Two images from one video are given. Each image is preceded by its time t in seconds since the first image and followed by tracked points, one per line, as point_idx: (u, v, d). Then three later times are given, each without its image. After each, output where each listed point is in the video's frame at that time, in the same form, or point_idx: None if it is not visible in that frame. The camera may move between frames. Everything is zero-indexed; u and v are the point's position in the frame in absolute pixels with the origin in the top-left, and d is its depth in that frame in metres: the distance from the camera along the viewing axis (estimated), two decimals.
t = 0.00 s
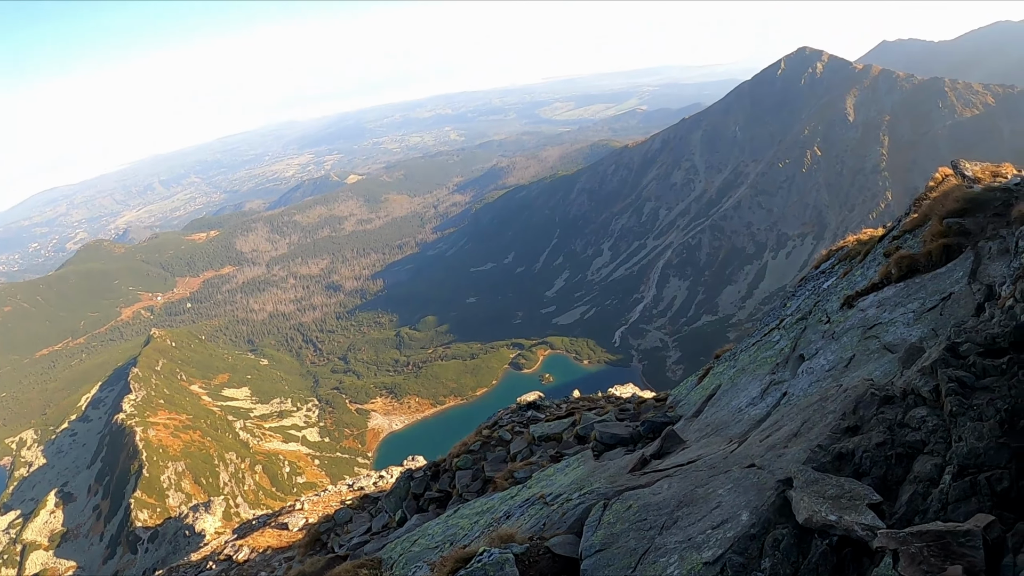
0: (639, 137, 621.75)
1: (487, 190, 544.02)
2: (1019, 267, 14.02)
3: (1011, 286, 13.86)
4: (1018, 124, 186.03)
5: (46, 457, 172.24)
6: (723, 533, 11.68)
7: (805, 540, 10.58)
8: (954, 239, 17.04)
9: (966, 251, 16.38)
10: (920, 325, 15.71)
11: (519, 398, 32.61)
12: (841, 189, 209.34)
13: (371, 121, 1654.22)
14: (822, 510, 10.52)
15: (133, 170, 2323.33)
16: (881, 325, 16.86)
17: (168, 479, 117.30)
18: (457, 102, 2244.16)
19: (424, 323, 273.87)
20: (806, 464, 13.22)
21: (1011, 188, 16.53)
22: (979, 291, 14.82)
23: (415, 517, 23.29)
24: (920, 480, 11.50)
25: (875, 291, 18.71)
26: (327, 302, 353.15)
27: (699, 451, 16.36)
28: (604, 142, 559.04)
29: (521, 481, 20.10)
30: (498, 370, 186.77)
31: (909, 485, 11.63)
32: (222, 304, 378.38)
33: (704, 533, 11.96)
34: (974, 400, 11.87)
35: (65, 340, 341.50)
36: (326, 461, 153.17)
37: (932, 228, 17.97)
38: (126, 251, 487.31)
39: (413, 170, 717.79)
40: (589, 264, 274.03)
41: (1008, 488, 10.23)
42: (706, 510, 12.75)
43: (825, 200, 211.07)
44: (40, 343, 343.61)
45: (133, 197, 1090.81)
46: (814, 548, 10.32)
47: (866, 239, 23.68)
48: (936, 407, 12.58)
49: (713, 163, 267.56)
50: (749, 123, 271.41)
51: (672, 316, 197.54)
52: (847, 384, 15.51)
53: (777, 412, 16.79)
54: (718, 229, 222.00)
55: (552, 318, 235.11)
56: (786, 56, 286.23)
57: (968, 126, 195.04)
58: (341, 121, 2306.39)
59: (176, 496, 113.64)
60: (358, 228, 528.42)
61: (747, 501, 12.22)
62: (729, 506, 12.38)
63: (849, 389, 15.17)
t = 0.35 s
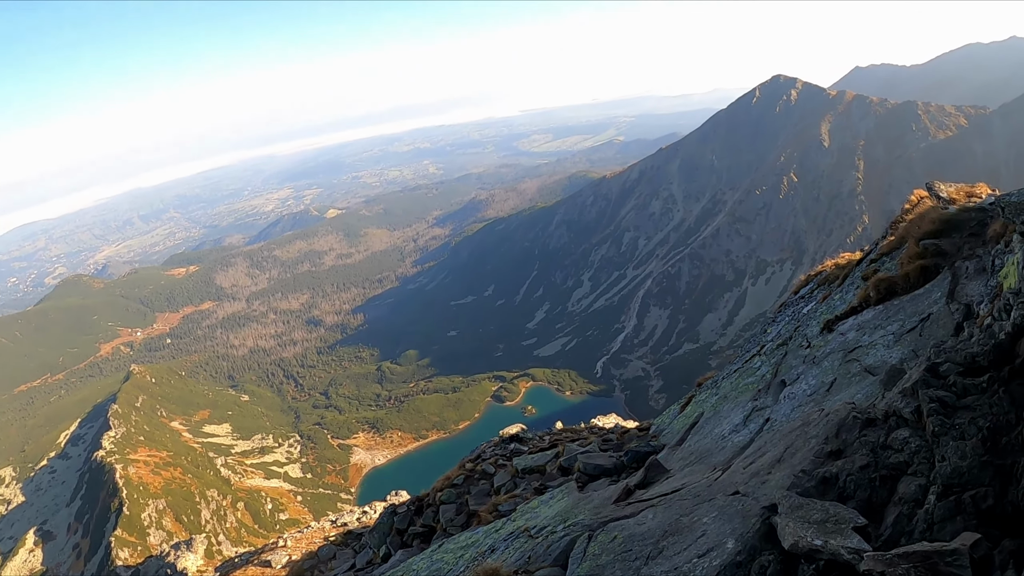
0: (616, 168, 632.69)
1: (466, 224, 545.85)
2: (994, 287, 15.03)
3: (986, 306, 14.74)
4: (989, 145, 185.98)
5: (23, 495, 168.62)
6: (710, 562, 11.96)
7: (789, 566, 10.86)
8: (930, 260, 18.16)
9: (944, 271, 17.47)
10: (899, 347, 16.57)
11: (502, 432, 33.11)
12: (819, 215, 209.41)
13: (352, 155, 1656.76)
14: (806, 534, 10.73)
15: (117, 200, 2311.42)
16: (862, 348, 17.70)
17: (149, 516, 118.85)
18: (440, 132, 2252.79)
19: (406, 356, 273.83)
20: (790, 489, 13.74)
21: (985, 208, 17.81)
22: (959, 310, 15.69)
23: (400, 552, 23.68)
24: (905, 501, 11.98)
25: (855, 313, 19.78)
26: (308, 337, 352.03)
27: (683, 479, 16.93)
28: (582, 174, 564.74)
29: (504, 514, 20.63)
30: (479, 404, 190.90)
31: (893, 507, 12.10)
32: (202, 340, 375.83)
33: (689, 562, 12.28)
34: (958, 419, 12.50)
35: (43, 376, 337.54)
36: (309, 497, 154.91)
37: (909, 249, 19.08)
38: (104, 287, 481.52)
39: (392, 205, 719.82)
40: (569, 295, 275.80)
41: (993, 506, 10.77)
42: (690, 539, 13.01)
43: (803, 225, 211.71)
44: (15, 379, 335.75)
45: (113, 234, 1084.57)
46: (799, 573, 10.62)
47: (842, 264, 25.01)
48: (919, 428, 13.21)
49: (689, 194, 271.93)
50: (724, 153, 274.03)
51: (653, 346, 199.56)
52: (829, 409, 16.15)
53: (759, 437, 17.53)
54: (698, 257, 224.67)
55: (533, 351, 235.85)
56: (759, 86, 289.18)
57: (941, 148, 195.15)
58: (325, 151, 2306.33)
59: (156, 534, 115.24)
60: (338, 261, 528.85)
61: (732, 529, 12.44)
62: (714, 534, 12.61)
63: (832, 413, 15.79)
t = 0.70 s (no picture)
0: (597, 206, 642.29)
1: (450, 264, 545.75)
2: (977, 313, 15.61)
3: (970, 332, 15.16)
4: (967, 169, 188.52)
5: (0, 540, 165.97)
6: None
7: None
8: (912, 289, 18.92)
9: (927, 299, 18.22)
10: (885, 377, 17.01)
11: (488, 473, 33.13)
12: (801, 247, 213.74)
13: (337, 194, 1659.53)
14: (797, 567, 10.76)
15: (103, 237, 2307.64)
16: (847, 380, 18.16)
17: (132, 560, 118.32)
18: (428, 177, 2247.64)
19: (390, 397, 272.42)
20: (780, 524, 13.86)
21: (965, 236, 18.70)
22: (942, 338, 16.24)
23: None
24: (895, 531, 12.09)
25: (839, 345, 20.44)
26: (292, 378, 349.88)
27: (672, 516, 17.20)
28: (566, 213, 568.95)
29: (493, 555, 20.74)
30: (465, 444, 189.43)
31: (885, 537, 12.23)
32: (185, 381, 372.58)
33: None
34: (944, 446, 12.80)
35: (24, 418, 332.60)
36: (294, 540, 153.74)
37: (890, 278, 20.03)
38: (86, 327, 478.38)
39: (376, 246, 720.31)
40: (553, 334, 276.05)
41: (986, 532, 10.95)
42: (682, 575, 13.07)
43: (786, 258, 215.42)
44: None
45: (96, 275, 1075.34)
46: None
47: (825, 297, 26.11)
48: (906, 457, 13.46)
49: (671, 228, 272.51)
50: (706, 188, 272.17)
51: (639, 383, 200.56)
52: (816, 441, 16.46)
53: (748, 471, 17.82)
54: (681, 293, 227.34)
55: (518, 391, 234.41)
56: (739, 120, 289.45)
57: (920, 177, 198.83)
58: (313, 191, 2311.11)
59: None
60: (322, 302, 527.83)
61: (723, 564, 12.50)
62: (705, 570, 12.68)
63: (818, 446, 16.10)
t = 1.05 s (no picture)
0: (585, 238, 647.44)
1: (436, 296, 546.94)
2: (965, 337, 15.91)
3: (958, 357, 15.45)
4: (951, 194, 191.28)
5: None
6: None
7: None
8: (900, 315, 19.54)
9: (915, 325, 18.70)
10: (875, 403, 17.22)
11: (479, 505, 33.00)
12: (787, 276, 213.56)
13: (327, 224, 1658.91)
14: None
15: (91, 269, 2300.24)
16: (837, 407, 18.38)
17: None
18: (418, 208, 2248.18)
19: (379, 430, 271.00)
20: (770, 552, 13.94)
21: (951, 262, 19.31)
22: (929, 364, 16.55)
23: None
24: (887, 558, 12.15)
25: (828, 372, 20.80)
26: (279, 411, 347.57)
27: (662, 549, 17.36)
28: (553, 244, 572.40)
29: None
30: (455, 476, 188.47)
31: (877, 567, 12.30)
32: (173, 414, 369.94)
33: None
34: (934, 470, 12.89)
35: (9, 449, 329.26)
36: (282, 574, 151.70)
37: (878, 305, 20.64)
38: (73, 358, 476.25)
39: (363, 277, 720.80)
40: (541, 365, 276.52)
41: (978, 555, 10.92)
42: None
43: (772, 286, 215.35)
44: None
45: (82, 306, 1066.96)
46: None
47: (814, 325, 26.93)
48: (897, 483, 13.49)
49: (659, 259, 275.04)
50: (693, 219, 274.62)
51: (628, 414, 201.27)
52: (806, 470, 16.55)
53: (737, 501, 18.00)
54: (669, 323, 229.47)
55: (507, 424, 235.06)
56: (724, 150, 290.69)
57: (905, 204, 201.00)
58: (304, 221, 2311.25)
59: None
60: (310, 334, 526.77)
61: None
62: None
63: (809, 474, 16.18)
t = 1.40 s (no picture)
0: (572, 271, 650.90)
1: (424, 330, 545.88)
2: (952, 362, 16.18)
3: (945, 382, 15.68)
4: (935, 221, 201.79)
5: None
6: None
7: None
8: (887, 342, 19.96)
9: (900, 352, 19.05)
10: (863, 430, 17.39)
11: (467, 539, 32.74)
12: (774, 305, 216.89)
13: (316, 259, 1657.13)
14: None
15: (76, 302, 2281.56)
16: (825, 436, 18.51)
17: None
18: (409, 240, 2244.49)
19: (366, 464, 268.58)
20: None
21: (936, 287, 19.80)
22: (917, 390, 16.76)
23: None
24: None
25: (817, 401, 21.01)
26: (266, 445, 343.70)
27: None
28: (541, 277, 574.22)
29: None
30: (443, 510, 187.42)
31: None
32: (157, 448, 365.08)
33: None
34: (925, 497, 12.92)
35: None
36: None
37: (865, 332, 21.01)
38: (57, 392, 470.60)
39: (350, 310, 717.89)
40: (529, 400, 274.85)
41: None
42: None
43: (760, 316, 217.30)
44: None
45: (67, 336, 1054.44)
46: None
47: (801, 354, 27.48)
48: (889, 510, 13.48)
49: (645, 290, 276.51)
50: (679, 250, 275.10)
51: (617, 447, 199.91)
52: (796, 500, 16.73)
53: (728, 532, 18.10)
54: (657, 354, 229.20)
55: (496, 458, 233.95)
56: (709, 182, 296.58)
57: (890, 231, 210.22)
58: (295, 255, 2313.24)
59: None
60: (297, 367, 522.82)
61: None
62: None
63: (799, 504, 16.26)
